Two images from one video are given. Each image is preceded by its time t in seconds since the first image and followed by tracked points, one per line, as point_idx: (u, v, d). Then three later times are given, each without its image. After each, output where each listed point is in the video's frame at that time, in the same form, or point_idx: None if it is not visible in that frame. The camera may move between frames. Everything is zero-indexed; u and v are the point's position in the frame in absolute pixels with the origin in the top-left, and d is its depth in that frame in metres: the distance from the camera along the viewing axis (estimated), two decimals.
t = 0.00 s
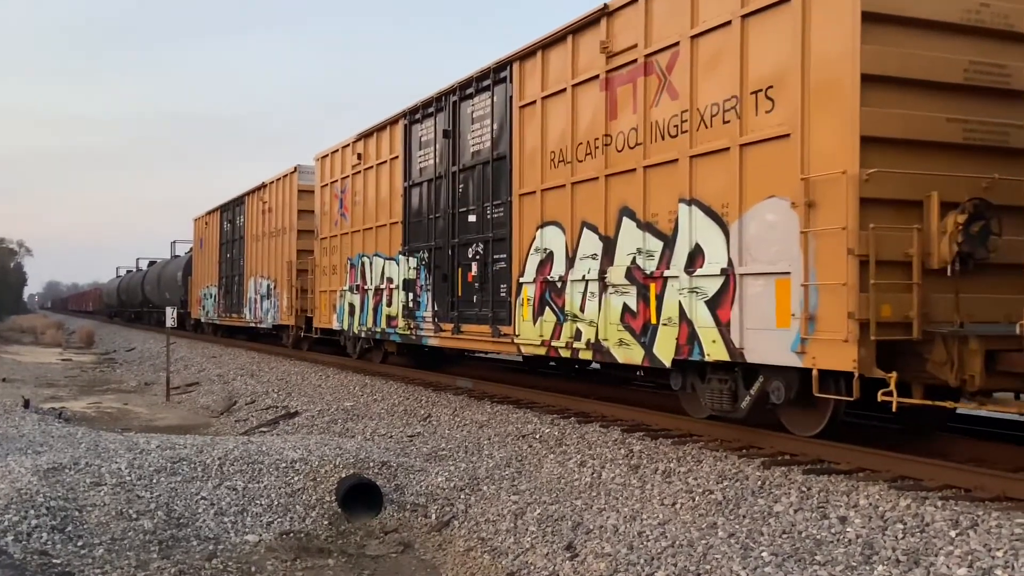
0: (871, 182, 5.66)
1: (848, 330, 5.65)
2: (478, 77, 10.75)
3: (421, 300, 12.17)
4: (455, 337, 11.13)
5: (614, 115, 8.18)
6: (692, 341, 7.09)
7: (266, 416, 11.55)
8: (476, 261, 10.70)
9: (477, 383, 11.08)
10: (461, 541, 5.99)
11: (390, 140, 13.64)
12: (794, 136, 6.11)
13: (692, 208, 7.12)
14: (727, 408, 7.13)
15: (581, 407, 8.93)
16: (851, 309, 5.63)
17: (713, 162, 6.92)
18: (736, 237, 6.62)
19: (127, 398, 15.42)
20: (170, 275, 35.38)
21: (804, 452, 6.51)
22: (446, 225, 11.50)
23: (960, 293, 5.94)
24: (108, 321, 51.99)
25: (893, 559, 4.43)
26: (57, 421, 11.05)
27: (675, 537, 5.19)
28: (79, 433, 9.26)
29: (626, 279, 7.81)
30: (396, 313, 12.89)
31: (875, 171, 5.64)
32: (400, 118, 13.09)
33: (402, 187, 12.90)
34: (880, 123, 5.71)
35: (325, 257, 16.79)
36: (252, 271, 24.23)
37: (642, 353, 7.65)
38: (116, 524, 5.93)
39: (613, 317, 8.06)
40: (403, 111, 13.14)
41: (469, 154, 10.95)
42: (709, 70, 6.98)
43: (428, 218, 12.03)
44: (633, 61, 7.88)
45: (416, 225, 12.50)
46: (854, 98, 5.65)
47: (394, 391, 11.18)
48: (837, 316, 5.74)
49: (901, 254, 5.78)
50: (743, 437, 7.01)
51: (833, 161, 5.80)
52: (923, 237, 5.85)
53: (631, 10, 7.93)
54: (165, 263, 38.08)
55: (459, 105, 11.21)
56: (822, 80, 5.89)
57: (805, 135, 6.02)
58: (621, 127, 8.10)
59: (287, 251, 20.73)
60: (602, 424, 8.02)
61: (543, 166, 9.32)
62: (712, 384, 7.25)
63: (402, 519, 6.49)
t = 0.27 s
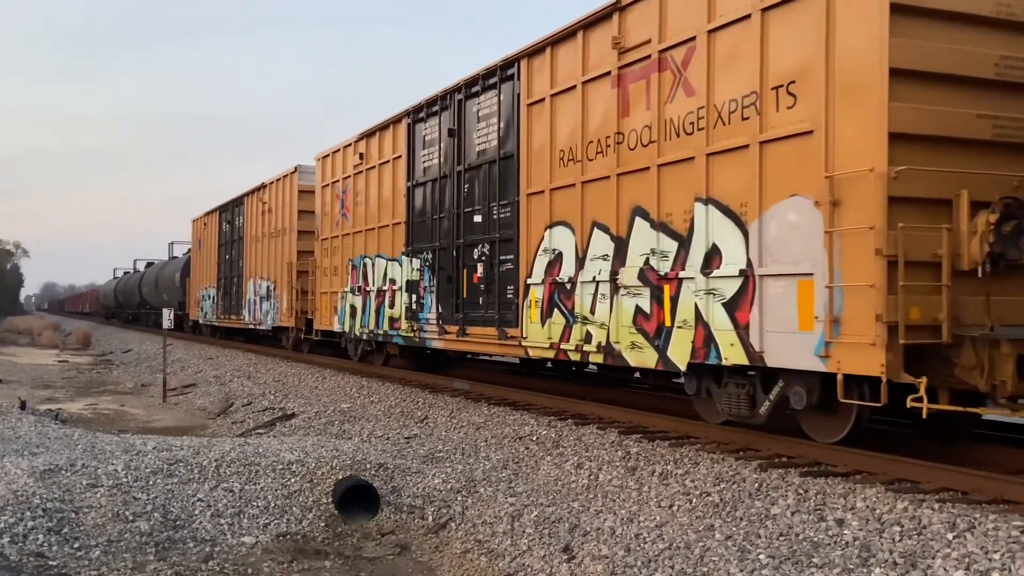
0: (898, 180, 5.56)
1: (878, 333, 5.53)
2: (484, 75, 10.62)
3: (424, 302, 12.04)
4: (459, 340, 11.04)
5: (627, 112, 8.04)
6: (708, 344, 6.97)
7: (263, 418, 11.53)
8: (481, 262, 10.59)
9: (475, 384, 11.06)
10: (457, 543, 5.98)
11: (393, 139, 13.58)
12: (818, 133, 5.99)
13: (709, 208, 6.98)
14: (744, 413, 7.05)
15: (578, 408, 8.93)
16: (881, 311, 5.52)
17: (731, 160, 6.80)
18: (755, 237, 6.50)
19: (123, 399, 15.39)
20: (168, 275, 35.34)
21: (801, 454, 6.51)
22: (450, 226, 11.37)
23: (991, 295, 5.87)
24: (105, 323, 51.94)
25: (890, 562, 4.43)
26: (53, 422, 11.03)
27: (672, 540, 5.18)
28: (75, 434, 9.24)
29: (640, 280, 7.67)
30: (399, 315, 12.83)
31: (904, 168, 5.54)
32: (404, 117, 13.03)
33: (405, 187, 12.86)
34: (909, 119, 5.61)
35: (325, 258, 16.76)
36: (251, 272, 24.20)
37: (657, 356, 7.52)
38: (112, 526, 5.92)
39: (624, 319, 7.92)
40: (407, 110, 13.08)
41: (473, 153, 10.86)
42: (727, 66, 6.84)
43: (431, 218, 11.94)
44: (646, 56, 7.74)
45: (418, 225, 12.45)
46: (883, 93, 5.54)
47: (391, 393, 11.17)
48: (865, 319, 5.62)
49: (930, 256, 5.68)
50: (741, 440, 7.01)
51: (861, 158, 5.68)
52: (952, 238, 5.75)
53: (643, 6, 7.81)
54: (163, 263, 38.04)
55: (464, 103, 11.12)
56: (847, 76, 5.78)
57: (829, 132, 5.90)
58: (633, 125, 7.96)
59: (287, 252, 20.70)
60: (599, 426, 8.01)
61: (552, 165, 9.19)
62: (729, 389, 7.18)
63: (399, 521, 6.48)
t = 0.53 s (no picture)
0: (928, 180, 5.41)
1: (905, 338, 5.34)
2: (490, 73, 10.57)
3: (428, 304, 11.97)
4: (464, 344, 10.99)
5: (638, 110, 7.89)
6: (724, 349, 6.79)
7: (259, 421, 11.51)
8: (487, 263, 10.50)
9: (471, 387, 11.05)
10: (453, 546, 5.97)
11: (396, 139, 13.54)
12: (841, 131, 5.82)
13: (725, 207, 6.81)
14: (762, 421, 6.79)
15: (574, 411, 8.92)
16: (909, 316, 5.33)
17: (748, 160, 6.64)
18: (776, 238, 6.31)
19: (119, 401, 15.35)
20: (165, 277, 35.30)
21: (797, 458, 6.51)
22: (455, 227, 11.30)
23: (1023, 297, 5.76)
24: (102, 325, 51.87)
25: (886, 565, 4.43)
26: (48, 425, 10.99)
27: (668, 543, 5.18)
28: (70, 436, 9.20)
29: (653, 282, 7.50)
30: (402, 317, 12.77)
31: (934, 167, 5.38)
32: (408, 117, 12.99)
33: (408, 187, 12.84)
34: (939, 117, 5.45)
35: (326, 260, 16.74)
36: (250, 274, 24.17)
37: (670, 361, 7.34)
38: (107, 529, 5.90)
39: (636, 323, 7.76)
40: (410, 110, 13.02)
41: (478, 153, 10.81)
42: (745, 62, 6.67)
43: (435, 220, 11.90)
44: (659, 52, 7.60)
45: (421, 227, 12.44)
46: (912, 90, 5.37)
47: (388, 396, 11.16)
48: (893, 324, 5.43)
49: (961, 258, 5.53)
50: (737, 443, 7.01)
51: (888, 157, 5.51)
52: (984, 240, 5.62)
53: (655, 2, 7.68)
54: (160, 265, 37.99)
55: (469, 102, 11.06)
56: (873, 70, 5.62)
57: (854, 129, 5.73)
58: (644, 123, 7.83)
59: (287, 254, 20.68)
60: (596, 429, 8.00)
61: (560, 165, 9.08)
62: (745, 397, 6.94)
63: (395, 524, 6.46)
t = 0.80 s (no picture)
0: (956, 179, 5.36)
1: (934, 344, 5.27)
2: (494, 73, 10.59)
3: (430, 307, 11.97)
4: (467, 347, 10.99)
5: (650, 109, 7.88)
6: (740, 353, 6.73)
7: (253, 424, 11.48)
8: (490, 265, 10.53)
9: (466, 391, 11.04)
10: (448, 550, 5.96)
11: (397, 140, 13.53)
12: (864, 130, 5.77)
13: (742, 208, 6.76)
14: (779, 426, 6.66)
15: (569, 414, 8.93)
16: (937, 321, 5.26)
17: (764, 159, 6.59)
18: (794, 239, 6.24)
19: (112, 405, 15.29)
20: (160, 280, 35.23)
21: (792, 461, 6.53)
22: (457, 228, 11.31)
23: None
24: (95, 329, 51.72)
25: (880, 569, 4.44)
26: (41, 428, 10.94)
27: (663, 546, 5.18)
28: (63, 439, 9.17)
29: (667, 286, 7.45)
30: (404, 321, 12.76)
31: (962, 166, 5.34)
32: (410, 117, 12.98)
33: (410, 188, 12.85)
34: (966, 115, 5.41)
35: (326, 263, 16.70)
36: (247, 277, 24.12)
37: (684, 365, 7.28)
38: (100, 533, 5.88)
39: (647, 326, 7.72)
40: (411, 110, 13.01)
41: (482, 154, 10.81)
42: (761, 59, 6.65)
43: (437, 222, 11.90)
44: (672, 49, 7.57)
45: (423, 229, 12.44)
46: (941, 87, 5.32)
47: (382, 400, 11.14)
48: (921, 329, 5.37)
49: (991, 260, 5.45)
50: (732, 446, 7.02)
51: (914, 156, 5.46)
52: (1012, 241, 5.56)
53: None
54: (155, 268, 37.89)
55: (474, 102, 11.07)
56: (897, 67, 5.57)
57: (878, 127, 5.68)
58: (656, 122, 7.80)
59: (285, 257, 20.65)
60: (591, 432, 8.00)
61: (568, 165, 9.07)
62: (761, 401, 6.86)
63: (389, 528, 6.45)
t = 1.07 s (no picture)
0: (987, 179, 5.23)
1: (963, 350, 5.17)
2: (499, 72, 10.59)
3: (433, 312, 11.95)
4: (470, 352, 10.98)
5: (660, 109, 7.83)
6: (756, 359, 6.64)
7: (247, 429, 11.44)
8: (495, 269, 10.53)
9: (461, 395, 11.04)
10: (441, 555, 5.95)
11: (399, 141, 13.51)
12: (887, 129, 5.67)
13: (758, 210, 6.66)
14: (797, 434, 6.51)
15: (563, 419, 8.94)
16: (966, 326, 5.15)
17: (782, 159, 6.50)
18: (813, 241, 6.15)
19: (106, 409, 15.24)
20: (156, 283, 35.12)
21: (786, 466, 6.55)
22: (461, 231, 11.29)
23: None
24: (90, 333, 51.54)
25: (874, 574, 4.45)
26: (33, 432, 10.90)
27: (656, 551, 5.18)
28: (56, 444, 9.14)
29: (680, 290, 7.38)
30: (405, 325, 12.73)
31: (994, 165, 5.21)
32: (412, 118, 12.97)
33: (411, 189, 12.85)
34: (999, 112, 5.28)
35: (325, 266, 16.64)
36: (244, 281, 24.08)
37: (697, 371, 7.21)
38: (93, 538, 5.86)
39: (659, 331, 7.67)
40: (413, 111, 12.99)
41: (486, 156, 10.81)
42: (778, 56, 6.58)
43: (440, 224, 11.89)
44: (684, 46, 7.52)
45: (424, 232, 12.43)
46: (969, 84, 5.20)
47: (376, 404, 11.12)
48: (949, 335, 5.26)
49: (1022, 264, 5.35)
50: (726, 451, 7.04)
51: (941, 156, 5.34)
52: None
53: None
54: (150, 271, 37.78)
55: (478, 102, 11.06)
56: (922, 63, 5.47)
57: (903, 125, 5.58)
58: (667, 122, 7.76)
59: (283, 260, 20.61)
60: (585, 437, 8.00)
61: (576, 167, 9.04)
62: (776, 409, 6.72)
63: (383, 533, 6.43)
